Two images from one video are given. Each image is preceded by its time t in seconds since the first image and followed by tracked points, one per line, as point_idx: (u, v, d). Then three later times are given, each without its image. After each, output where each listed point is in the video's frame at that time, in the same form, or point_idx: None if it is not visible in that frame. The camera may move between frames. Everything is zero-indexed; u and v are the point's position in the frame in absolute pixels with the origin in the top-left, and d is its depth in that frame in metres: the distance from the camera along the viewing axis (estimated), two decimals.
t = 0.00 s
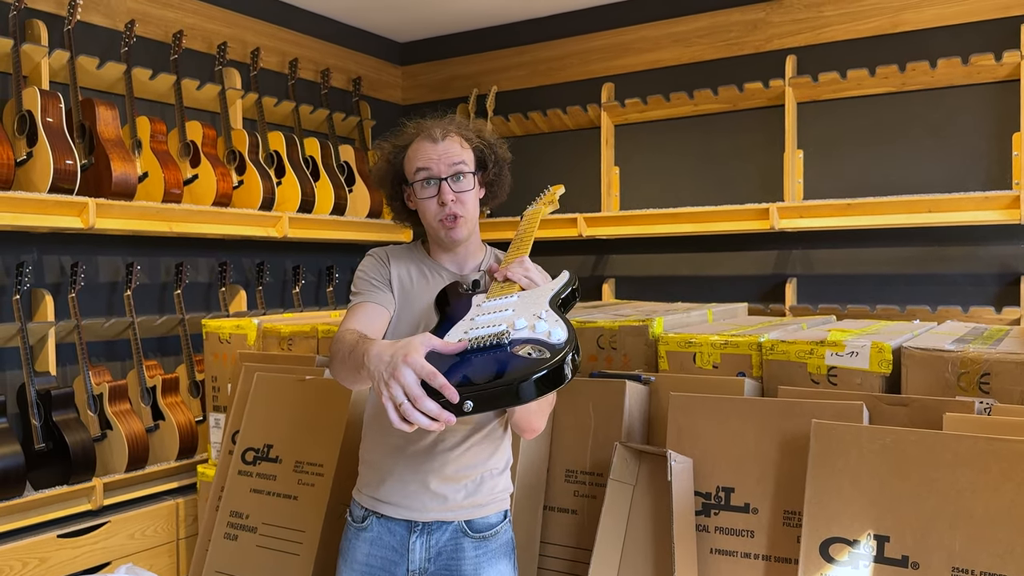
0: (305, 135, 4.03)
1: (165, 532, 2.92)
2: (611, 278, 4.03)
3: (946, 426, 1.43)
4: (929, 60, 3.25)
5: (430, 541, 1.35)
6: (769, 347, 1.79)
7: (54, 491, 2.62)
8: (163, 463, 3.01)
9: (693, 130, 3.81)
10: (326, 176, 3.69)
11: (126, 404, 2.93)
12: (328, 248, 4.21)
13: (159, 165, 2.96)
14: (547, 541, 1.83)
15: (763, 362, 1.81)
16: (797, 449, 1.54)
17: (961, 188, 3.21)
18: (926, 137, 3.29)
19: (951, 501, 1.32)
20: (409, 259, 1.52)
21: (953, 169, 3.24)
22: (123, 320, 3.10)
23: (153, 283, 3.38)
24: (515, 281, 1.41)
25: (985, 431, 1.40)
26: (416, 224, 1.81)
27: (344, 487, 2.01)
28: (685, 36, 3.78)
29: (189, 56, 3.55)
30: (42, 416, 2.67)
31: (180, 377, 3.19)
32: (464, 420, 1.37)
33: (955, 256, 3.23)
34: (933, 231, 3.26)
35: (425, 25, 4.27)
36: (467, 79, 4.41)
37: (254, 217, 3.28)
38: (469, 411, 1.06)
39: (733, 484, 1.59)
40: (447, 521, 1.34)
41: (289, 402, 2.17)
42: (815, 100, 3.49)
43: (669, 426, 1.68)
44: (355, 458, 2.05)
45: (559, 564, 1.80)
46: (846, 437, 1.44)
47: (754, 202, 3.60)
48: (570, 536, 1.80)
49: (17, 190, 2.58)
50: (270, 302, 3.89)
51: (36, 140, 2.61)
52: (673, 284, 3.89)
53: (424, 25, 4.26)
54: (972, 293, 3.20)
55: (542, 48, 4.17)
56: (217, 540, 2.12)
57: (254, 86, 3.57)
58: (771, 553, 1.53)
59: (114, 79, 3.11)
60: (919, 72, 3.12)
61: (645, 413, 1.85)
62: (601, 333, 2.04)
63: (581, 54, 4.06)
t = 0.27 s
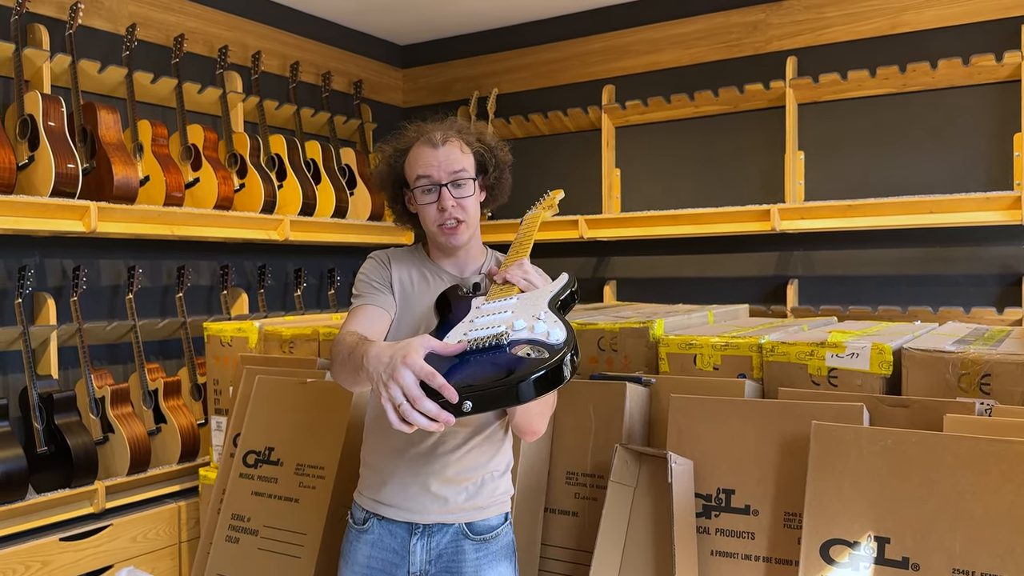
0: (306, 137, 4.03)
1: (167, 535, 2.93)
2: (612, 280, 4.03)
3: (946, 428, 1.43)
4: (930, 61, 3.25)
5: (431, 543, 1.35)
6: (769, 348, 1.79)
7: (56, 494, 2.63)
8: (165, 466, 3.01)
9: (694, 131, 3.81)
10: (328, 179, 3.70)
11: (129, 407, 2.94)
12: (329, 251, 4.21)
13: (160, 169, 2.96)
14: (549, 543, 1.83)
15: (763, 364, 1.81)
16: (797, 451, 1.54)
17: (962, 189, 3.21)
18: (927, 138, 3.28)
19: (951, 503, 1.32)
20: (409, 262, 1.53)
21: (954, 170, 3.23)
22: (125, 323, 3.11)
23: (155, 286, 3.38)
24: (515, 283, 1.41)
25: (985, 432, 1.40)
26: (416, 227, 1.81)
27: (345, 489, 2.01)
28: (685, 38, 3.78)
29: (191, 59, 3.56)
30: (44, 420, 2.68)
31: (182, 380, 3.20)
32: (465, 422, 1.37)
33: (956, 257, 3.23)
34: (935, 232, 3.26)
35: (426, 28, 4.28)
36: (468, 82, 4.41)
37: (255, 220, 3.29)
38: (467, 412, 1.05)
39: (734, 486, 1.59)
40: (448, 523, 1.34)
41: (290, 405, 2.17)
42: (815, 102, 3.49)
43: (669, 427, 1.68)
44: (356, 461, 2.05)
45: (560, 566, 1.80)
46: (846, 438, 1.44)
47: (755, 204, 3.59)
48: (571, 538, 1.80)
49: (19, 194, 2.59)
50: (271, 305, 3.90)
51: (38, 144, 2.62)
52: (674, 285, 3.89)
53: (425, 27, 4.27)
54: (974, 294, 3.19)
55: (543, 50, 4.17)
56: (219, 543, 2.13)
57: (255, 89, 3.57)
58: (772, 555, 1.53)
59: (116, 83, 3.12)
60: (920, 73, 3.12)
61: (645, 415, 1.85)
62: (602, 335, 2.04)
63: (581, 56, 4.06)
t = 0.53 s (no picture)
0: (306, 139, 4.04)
1: (168, 536, 2.93)
2: (612, 281, 4.03)
3: (946, 428, 1.43)
4: (930, 61, 3.25)
5: (431, 544, 1.35)
6: (769, 349, 1.79)
7: (57, 495, 2.63)
8: (165, 467, 3.01)
9: (694, 132, 3.81)
10: (328, 181, 3.70)
11: (129, 408, 2.94)
12: (330, 252, 4.22)
13: (161, 170, 2.97)
14: (548, 543, 1.83)
15: (763, 364, 1.81)
16: (797, 451, 1.54)
17: (963, 189, 3.21)
18: (927, 138, 3.28)
19: (951, 503, 1.32)
20: (407, 265, 1.53)
21: (954, 170, 3.23)
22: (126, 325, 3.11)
23: (156, 287, 3.39)
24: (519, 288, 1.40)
25: (985, 432, 1.39)
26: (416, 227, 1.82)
27: (344, 491, 2.01)
28: (685, 38, 3.78)
29: (191, 61, 3.57)
30: (45, 421, 2.68)
31: (183, 381, 3.20)
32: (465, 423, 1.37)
33: (957, 257, 3.23)
34: (935, 232, 3.26)
35: (426, 29, 4.28)
36: (468, 83, 4.41)
37: (255, 221, 3.29)
38: (457, 422, 1.13)
39: (733, 486, 1.59)
40: (449, 524, 1.34)
41: (290, 406, 2.17)
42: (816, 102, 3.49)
43: (669, 428, 1.68)
44: (356, 462, 2.05)
45: (560, 567, 1.80)
46: (845, 438, 1.44)
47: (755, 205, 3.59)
48: (571, 539, 1.80)
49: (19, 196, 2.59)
50: (272, 306, 3.90)
51: (38, 146, 2.62)
52: (674, 286, 3.88)
53: (425, 29, 4.27)
54: (975, 295, 3.19)
55: (543, 51, 4.18)
56: (219, 545, 2.13)
57: (256, 91, 3.58)
58: (771, 556, 1.53)
59: (117, 85, 3.12)
60: (920, 73, 3.12)
61: (645, 415, 1.85)
62: (602, 335, 2.04)
63: (582, 56, 4.06)
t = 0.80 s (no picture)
0: (308, 139, 4.04)
1: (169, 536, 2.93)
2: (613, 280, 4.03)
3: (947, 427, 1.42)
4: (931, 61, 3.25)
5: (432, 543, 1.35)
6: (770, 347, 1.79)
7: (58, 495, 2.63)
8: (167, 467, 3.01)
9: (695, 131, 3.81)
10: (329, 181, 3.70)
11: (131, 408, 2.94)
12: (331, 252, 4.22)
13: (162, 171, 2.97)
14: (549, 543, 1.83)
15: (764, 363, 1.80)
16: (798, 450, 1.54)
17: (964, 188, 3.21)
18: (929, 137, 3.28)
19: (952, 502, 1.32)
20: (407, 264, 1.53)
21: (956, 169, 3.23)
22: (127, 325, 3.11)
23: (158, 287, 3.39)
24: (516, 291, 1.41)
25: (986, 430, 1.39)
26: (418, 227, 1.82)
27: (344, 490, 2.01)
28: (686, 38, 3.78)
29: (192, 61, 3.57)
30: (47, 421, 2.68)
31: (184, 381, 3.21)
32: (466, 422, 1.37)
33: (959, 256, 3.22)
34: (937, 232, 3.26)
35: (427, 29, 4.28)
36: (469, 83, 4.41)
37: (257, 221, 3.29)
38: (450, 432, 1.12)
39: (734, 485, 1.58)
40: (449, 524, 1.34)
41: (291, 406, 2.18)
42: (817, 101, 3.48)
43: (669, 427, 1.68)
44: (356, 461, 2.05)
45: (560, 566, 1.80)
46: (846, 437, 1.43)
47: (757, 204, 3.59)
48: (571, 538, 1.80)
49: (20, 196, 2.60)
50: (273, 306, 3.91)
51: (40, 146, 2.62)
52: (676, 286, 3.88)
53: (426, 29, 4.27)
54: (976, 294, 3.19)
55: (544, 51, 4.17)
56: (220, 544, 2.13)
57: (257, 91, 3.58)
58: (772, 555, 1.52)
59: (118, 85, 3.13)
60: (921, 72, 3.12)
61: (646, 415, 1.85)
62: (603, 335, 2.04)
63: (583, 56, 4.06)
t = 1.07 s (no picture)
0: (309, 139, 4.04)
1: (171, 535, 2.93)
2: (615, 280, 4.03)
3: (950, 426, 1.42)
4: (933, 60, 3.24)
5: (433, 542, 1.34)
6: (772, 346, 1.79)
7: (60, 495, 2.63)
8: (169, 466, 3.01)
9: (697, 131, 3.81)
10: (331, 180, 3.70)
11: (132, 408, 2.94)
12: (332, 252, 4.22)
13: (164, 170, 2.97)
14: (551, 542, 1.82)
15: (766, 362, 1.80)
16: (800, 449, 1.54)
17: (966, 188, 3.20)
18: (931, 136, 3.27)
19: (954, 501, 1.32)
20: (407, 263, 1.53)
21: (958, 169, 3.22)
22: (129, 324, 3.11)
23: (159, 287, 3.39)
24: (514, 289, 1.41)
25: (989, 430, 1.39)
26: (420, 226, 1.82)
27: (346, 490, 2.01)
28: (688, 37, 3.78)
29: (193, 61, 3.57)
30: (48, 421, 2.68)
31: (186, 381, 3.21)
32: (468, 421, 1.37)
33: (961, 255, 3.21)
34: (939, 231, 3.25)
35: (428, 29, 4.28)
36: (471, 82, 4.41)
37: (258, 221, 3.29)
38: (452, 425, 1.12)
39: (736, 485, 1.58)
40: (450, 523, 1.34)
41: (292, 405, 2.18)
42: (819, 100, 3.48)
43: (671, 426, 1.67)
44: (358, 460, 2.05)
45: (562, 566, 1.80)
46: (848, 436, 1.43)
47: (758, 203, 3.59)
48: (573, 538, 1.80)
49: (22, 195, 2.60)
50: (275, 306, 3.91)
51: (41, 145, 2.62)
52: (677, 285, 3.88)
53: (427, 28, 4.27)
54: (978, 293, 3.18)
55: (545, 50, 4.17)
56: (221, 544, 2.13)
57: (258, 91, 3.58)
58: (775, 555, 1.52)
59: (120, 85, 3.13)
60: (923, 72, 3.11)
61: (647, 414, 1.85)
62: (605, 334, 2.04)
63: (584, 56, 4.06)
